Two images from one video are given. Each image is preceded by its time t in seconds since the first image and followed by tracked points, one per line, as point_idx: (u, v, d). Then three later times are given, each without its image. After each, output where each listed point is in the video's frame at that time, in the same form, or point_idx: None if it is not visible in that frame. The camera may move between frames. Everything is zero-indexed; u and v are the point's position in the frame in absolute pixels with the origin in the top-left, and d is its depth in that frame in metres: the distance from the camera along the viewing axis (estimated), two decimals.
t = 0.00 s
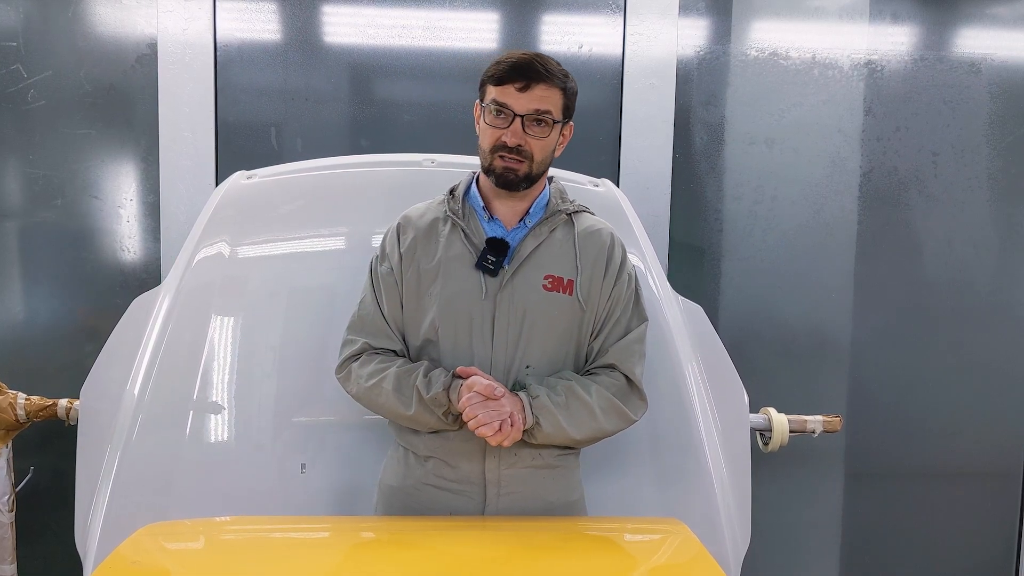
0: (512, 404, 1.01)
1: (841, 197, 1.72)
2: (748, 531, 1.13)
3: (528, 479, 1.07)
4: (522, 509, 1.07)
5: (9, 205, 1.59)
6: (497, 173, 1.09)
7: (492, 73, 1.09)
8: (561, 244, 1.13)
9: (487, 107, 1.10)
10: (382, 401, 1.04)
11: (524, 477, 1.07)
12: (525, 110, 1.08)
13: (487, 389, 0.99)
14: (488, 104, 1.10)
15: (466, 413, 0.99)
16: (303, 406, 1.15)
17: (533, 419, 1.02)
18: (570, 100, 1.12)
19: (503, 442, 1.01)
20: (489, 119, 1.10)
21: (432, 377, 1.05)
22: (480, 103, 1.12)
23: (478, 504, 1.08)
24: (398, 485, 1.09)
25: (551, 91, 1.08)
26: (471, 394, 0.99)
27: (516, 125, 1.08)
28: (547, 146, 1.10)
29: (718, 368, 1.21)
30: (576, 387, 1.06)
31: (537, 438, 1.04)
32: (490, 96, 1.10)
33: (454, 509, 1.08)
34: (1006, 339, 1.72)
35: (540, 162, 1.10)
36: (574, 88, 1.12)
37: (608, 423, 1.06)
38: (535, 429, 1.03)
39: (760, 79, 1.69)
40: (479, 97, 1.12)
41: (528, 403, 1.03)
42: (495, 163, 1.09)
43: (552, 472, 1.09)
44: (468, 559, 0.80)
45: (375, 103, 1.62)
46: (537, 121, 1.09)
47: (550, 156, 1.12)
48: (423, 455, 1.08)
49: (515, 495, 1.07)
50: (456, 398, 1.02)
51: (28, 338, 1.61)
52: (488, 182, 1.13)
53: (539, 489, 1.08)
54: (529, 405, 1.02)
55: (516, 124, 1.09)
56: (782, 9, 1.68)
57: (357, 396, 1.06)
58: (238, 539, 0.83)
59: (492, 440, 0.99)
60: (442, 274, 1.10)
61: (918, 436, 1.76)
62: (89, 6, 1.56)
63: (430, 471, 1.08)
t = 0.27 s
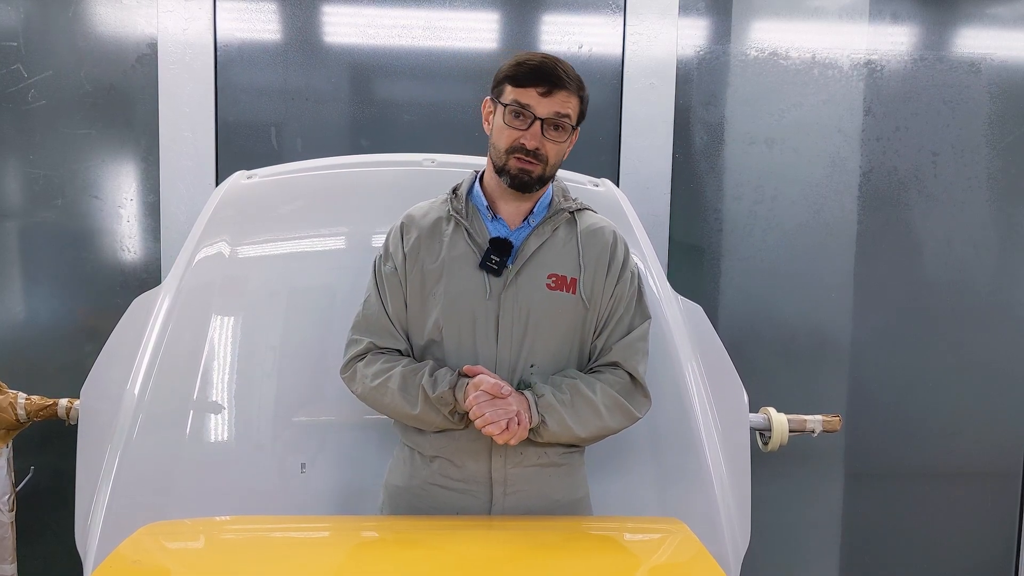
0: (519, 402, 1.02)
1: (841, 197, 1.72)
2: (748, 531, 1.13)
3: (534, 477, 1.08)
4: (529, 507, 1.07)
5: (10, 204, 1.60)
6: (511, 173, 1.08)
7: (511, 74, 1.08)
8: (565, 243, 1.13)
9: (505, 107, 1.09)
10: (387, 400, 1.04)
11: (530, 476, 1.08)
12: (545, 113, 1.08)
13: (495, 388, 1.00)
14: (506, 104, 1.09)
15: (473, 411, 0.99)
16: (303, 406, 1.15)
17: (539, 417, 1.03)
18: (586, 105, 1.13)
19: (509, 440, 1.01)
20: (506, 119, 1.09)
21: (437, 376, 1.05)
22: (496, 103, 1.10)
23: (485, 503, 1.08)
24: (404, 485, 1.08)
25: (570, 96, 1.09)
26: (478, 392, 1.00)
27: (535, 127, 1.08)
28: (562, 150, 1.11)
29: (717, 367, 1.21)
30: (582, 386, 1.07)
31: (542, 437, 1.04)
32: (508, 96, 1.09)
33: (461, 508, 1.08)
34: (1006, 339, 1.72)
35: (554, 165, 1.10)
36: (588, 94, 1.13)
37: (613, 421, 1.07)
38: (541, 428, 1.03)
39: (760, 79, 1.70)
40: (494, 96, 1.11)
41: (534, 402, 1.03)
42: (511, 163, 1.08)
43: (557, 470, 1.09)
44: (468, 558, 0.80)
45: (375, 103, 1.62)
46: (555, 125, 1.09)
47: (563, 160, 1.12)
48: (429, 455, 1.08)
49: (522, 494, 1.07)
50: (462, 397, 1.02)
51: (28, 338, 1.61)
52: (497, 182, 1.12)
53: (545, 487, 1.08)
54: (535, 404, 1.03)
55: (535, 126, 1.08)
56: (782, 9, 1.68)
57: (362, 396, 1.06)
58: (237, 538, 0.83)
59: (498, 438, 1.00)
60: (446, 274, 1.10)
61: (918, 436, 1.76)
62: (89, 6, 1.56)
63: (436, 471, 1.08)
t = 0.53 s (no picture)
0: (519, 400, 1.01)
1: (840, 197, 1.72)
2: (747, 530, 1.13)
3: (534, 476, 1.08)
4: (529, 506, 1.08)
5: (9, 204, 1.60)
6: (516, 173, 1.08)
7: (518, 74, 1.08)
8: (565, 242, 1.13)
9: (512, 107, 1.08)
10: (389, 399, 1.04)
11: (530, 474, 1.08)
12: (551, 114, 1.08)
13: (495, 386, 1.00)
14: (513, 104, 1.08)
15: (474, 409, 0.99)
16: (302, 406, 1.15)
17: (540, 416, 1.03)
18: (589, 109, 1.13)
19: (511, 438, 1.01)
20: (511, 118, 1.09)
21: (438, 375, 1.04)
22: (502, 102, 1.10)
23: (485, 502, 1.08)
24: (405, 485, 1.08)
25: (576, 99, 1.09)
26: (479, 391, 0.99)
27: (542, 128, 1.08)
28: (567, 152, 1.11)
29: (716, 367, 1.21)
30: (582, 385, 1.07)
31: (543, 435, 1.04)
32: (514, 96, 1.09)
33: (461, 507, 1.08)
34: (1005, 338, 1.72)
35: (558, 166, 1.11)
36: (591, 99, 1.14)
37: (613, 420, 1.07)
38: (542, 426, 1.03)
39: (759, 79, 1.70)
40: (500, 95, 1.11)
41: (535, 400, 1.03)
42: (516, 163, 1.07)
43: (557, 468, 1.09)
44: (467, 558, 0.80)
45: (374, 102, 1.62)
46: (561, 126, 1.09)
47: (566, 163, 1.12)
48: (429, 454, 1.08)
49: (522, 492, 1.07)
50: (463, 395, 1.02)
51: (27, 338, 1.61)
52: (499, 182, 1.12)
53: (546, 486, 1.08)
54: (536, 402, 1.03)
55: (541, 127, 1.08)
56: (781, 9, 1.68)
57: (363, 395, 1.06)
58: (236, 538, 0.83)
59: (500, 436, 1.00)
60: (446, 274, 1.10)
61: (917, 435, 1.76)
62: (89, 6, 1.56)
63: (436, 470, 1.08)
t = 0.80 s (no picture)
0: (517, 400, 1.01)
1: (840, 197, 1.72)
2: (746, 530, 1.13)
3: (532, 476, 1.08)
4: (528, 506, 1.07)
5: (9, 204, 1.60)
6: (516, 172, 1.08)
7: (517, 73, 1.09)
8: (564, 243, 1.13)
9: (511, 105, 1.09)
10: (388, 399, 1.04)
11: (529, 474, 1.08)
12: (551, 112, 1.08)
13: (493, 387, 1.00)
14: (512, 102, 1.09)
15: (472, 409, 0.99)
16: (302, 406, 1.15)
17: (538, 416, 1.03)
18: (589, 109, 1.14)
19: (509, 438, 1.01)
20: (511, 117, 1.09)
21: (436, 375, 1.04)
22: (502, 102, 1.10)
23: (484, 501, 1.08)
24: (404, 483, 1.08)
25: (576, 97, 1.10)
26: (477, 391, 0.99)
27: (541, 126, 1.08)
28: (566, 150, 1.11)
29: (716, 367, 1.21)
30: (580, 385, 1.07)
31: (542, 435, 1.04)
32: (513, 95, 1.09)
33: (459, 506, 1.08)
34: (1005, 338, 1.72)
35: (557, 165, 1.11)
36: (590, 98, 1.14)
37: (611, 420, 1.07)
38: (540, 427, 1.03)
39: (759, 79, 1.70)
40: (499, 95, 1.11)
41: (534, 401, 1.03)
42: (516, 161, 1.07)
43: (556, 468, 1.09)
44: (467, 558, 0.80)
45: (374, 102, 1.62)
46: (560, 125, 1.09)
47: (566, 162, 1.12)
48: (428, 453, 1.08)
49: (521, 492, 1.07)
50: (462, 395, 1.02)
51: (27, 338, 1.61)
52: (499, 182, 1.12)
53: (544, 485, 1.08)
54: (535, 403, 1.03)
55: (540, 125, 1.08)
56: (781, 9, 1.69)
57: (363, 395, 1.07)
58: (236, 538, 0.83)
59: (497, 436, 1.00)
60: (446, 274, 1.10)
61: (917, 435, 1.76)
62: (89, 6, 1.56)
63: (435, 469, 1.08)
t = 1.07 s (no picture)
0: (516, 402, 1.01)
1: (840, 197, 1.72)
2: (747, 531, 1.13)
3: (533, 476, 1.08)
4: (528, 506, 1.07)
5: (9, 204, 1.60)
6: (498, 176, 1.09)
7: (490, 77, 1.08)
8: (566, 244, 1.12)
9: (486, 110, 1.09)
10: (388, 398, 1.05)
11: (528, 474, 1.07)
12: (524, 112, 1.07)
13: (493, 388, 1.00)
14: (487, 107, 1.09)
15: (471, 410, 0.99)
16: (302, 406, 1.15)
17: (537, 419, 1.03)
18: (572, 102, 1.11)
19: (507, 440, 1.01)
20: (488, 123, 1.09)
21: (436, 375, 1.05)
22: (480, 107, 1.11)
23: (484, 500, 1.08)
24: (405, 481, 1.08)
25: (552, 91, 1.07)
26: (477, 392, 0.99)
27: (515, 128, 1.07)
28: (549, 146, 1.10)
29: (716, 367, 1.21)
30: (578, 387, 1.06)
31: (541, 438, 1.04)
32: (488, 100, 1.09)
33: (459, 505, 1.08)
34: (1005, 338, 1.72)
35: (541, 163, 1.09)
36: (573, 87, 1.11)
37: (611, 423, 1.07)
38: (539, 429, 1.04)
39: (759, 79, 1.70)
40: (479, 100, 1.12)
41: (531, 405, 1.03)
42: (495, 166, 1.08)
43: (557, 468, 1.09)
44: (468, 558, 0.80)
45: (374, 102, 1.62)
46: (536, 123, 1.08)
47: (550, 159, 1.10)
48: (430, 452, 1.08)
49: (521, 492, 1.07)
50: (461, 396, 1.02)
51: (27, 338, 1.61)
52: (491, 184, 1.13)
53: (545, 485, 1.08)
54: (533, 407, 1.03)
55: (515, 127, 1.08)
56: (781, 9, 1.68)
57: (364, 394, 1.07)
58: (237, 538, 0.83)
59: (495, 438, 1.00)
60: (447, 275, 1.10)
61: (917, 436, 1.76)
62: (89, 6, 1.56)
63: (436, 468, 1.08)
